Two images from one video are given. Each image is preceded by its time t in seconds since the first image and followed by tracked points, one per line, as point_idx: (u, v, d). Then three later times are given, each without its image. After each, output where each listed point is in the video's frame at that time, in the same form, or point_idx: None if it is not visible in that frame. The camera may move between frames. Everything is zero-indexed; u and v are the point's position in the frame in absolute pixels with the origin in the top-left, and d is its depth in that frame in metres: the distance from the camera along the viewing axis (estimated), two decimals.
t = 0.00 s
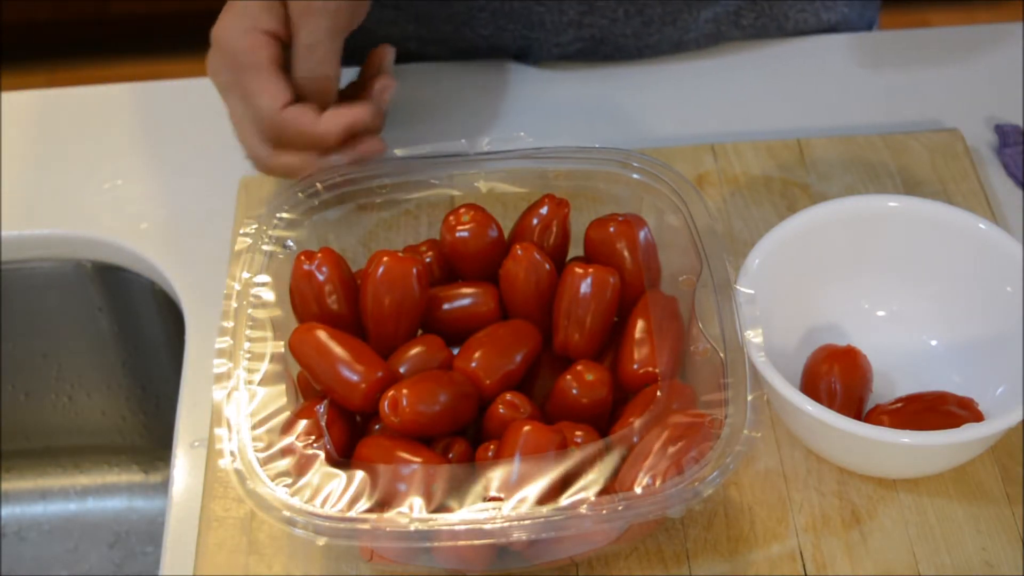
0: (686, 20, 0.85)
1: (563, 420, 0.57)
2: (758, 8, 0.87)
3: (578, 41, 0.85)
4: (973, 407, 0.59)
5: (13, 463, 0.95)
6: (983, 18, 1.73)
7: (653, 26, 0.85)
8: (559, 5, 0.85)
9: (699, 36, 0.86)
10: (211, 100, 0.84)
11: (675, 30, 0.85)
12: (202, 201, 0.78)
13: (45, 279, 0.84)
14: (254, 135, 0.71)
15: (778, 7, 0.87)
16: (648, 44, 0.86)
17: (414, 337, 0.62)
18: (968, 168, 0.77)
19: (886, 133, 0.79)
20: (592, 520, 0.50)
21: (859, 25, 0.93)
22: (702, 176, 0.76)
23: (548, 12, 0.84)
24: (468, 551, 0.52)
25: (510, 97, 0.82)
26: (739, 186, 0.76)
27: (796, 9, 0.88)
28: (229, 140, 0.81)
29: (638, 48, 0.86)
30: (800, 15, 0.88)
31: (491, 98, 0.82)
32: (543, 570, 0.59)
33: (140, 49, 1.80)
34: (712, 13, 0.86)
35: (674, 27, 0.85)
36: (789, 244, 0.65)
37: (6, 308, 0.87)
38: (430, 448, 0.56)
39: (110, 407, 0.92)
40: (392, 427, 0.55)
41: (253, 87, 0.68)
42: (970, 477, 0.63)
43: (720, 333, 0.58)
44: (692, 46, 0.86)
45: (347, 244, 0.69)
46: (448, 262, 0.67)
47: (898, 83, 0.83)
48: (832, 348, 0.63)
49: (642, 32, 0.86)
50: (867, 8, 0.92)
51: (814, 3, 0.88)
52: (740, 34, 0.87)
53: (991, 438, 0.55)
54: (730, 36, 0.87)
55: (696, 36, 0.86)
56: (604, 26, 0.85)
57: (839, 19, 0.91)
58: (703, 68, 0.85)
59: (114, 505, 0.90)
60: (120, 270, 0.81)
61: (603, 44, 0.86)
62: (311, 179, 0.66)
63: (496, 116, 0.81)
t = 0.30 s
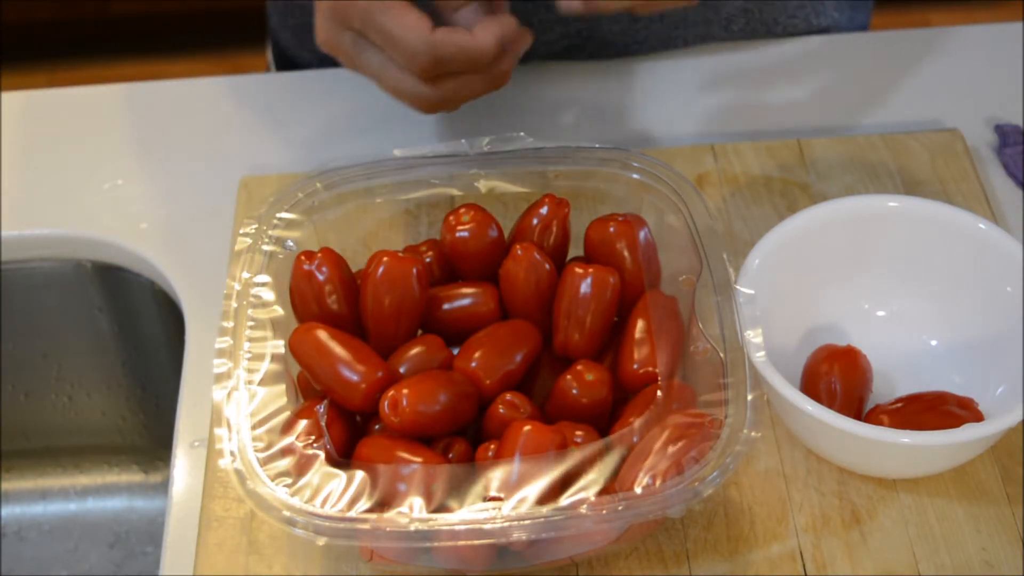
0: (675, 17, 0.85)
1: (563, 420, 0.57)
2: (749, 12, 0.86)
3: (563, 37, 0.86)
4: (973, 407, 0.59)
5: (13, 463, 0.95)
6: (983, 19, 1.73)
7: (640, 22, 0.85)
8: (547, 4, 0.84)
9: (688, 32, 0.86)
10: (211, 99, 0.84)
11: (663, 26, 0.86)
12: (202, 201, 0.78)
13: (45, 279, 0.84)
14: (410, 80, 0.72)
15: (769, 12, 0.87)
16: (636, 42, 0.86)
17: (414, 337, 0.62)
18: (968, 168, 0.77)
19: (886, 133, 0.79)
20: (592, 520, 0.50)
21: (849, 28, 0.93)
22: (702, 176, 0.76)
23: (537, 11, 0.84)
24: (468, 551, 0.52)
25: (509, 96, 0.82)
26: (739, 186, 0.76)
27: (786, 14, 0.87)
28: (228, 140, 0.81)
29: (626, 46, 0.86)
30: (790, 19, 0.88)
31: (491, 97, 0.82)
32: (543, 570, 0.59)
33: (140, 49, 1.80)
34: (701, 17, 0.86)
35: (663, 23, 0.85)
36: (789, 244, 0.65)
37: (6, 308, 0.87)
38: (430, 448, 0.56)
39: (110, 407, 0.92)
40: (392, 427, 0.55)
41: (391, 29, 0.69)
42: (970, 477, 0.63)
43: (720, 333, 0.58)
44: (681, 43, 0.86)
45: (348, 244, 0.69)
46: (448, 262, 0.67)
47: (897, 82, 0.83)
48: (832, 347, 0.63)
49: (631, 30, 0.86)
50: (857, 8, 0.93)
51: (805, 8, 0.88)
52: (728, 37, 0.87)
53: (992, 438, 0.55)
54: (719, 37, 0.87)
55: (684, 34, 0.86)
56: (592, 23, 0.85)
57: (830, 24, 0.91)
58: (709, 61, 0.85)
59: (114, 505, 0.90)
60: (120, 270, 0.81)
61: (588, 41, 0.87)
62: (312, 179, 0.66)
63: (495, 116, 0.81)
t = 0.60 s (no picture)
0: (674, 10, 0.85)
1: (563, 420, 0.57)
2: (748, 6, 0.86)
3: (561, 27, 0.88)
4: (973, 407, 0.59)
5: (12, 463, 0.95)
6: (982, 19, 1.73)
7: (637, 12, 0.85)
8: None
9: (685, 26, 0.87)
10: (211, 99, 0.84)
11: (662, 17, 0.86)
12: (202, 201, 0.78)
13: (45, 279, 0.84)
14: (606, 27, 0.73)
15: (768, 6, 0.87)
16: (636, 34, 0.87)
17: (414, 337, 0.62)
18: (968, 168, 0.77)
19: (886, 133, 0.79)
20: (592, 520, 0.50)
21: (849, 28, 0.92)
22: (702, 176, 0.76)
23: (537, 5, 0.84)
24: (468, 551, 0.52)
25: (509, 96, 0.82)
26: (739, 186, 0.76)
27: (785, 7, 0.87)
28: (229, 139, 0.81)
29: (625, 39, 0.87)
30: (788, 14, 0.88)
31: (491, 97, 0.82)
32: (542, 570, 0.59)
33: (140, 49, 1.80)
34: (700, 12, 0.86)
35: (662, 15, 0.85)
36: (789, 244, 0.65)
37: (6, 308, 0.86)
38: (430, 448, 0.56)
39: (110, 407, 0.92)
40: (392, 427, 0.55)
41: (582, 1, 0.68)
42: (970, 477, 0.63)
43: (720, 333, 0.58)
44: (680, 36, 0.88)
45: (347, 244, 0.69)
46: (448, 262, 0.67)
47: (896, 82, 0.83)
48: (832, 347, 0.63)
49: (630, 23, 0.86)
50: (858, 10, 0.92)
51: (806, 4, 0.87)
52: (728, 29, 0.88)
53: (991, 438, 0.55)
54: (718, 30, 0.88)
55: (682, 26, 0.87)
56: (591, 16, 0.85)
57: (830, 22, 0.90)
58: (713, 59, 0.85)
59: (114, 505, 0.90)
60: (120, 270, 0.81)
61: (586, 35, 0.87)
62: (313, 179, 0.66)
63: (495, 116, 0.81)
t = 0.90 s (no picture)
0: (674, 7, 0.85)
1: (563, 420, 0.57)
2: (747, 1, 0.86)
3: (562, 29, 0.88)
4: (973, 407, 0.59)
5: (13, 463, 0.95)
6: (981, 19, 1.73)
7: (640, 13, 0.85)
8: None
9: (685, 22, 0.87)
10: (210, 99, 0.84)
11: (662, 17, 0.86)
12: (203, 201, 0.78)
13: (45, 279, 0.84)
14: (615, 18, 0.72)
15: (767, 1, 0.86)
16: (636, 34, 0.87)
17: (414, 337, 0.62)
18: (968, 168, 0.77)
19: (886, 133, 0.79)
20: (592, 520, 0.50)
21: (850, 25, 0.92)
22: (702, 176, 0.76)
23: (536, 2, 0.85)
24: (468, 551, 0.52)
25: (510, 96, 0.82)
26: (739, 186, 0.76)
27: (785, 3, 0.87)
28: (229, 139, 0.81)
29: (626, 38, 0.87)
30: (788, 10, 0.87)
31: (491, 97, 0.82)
32: (542, 570, 0.59)
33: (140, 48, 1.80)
34: (699, 6, 0.86)
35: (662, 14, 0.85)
36: (789, 244, 0.65)
37: (6, 308, 0.86)
38: (430, 448, 0.56)
39: (110, 407, 0.92)
40: (392, 427, 0.55)
41: None
42: (970, 477, 0.63)
43: (720, 333, 0.58)
44: (679, 31, 0.88)
45: (347, 244, 0.69)
46: (448, 262, 0.67)
47: (896, 82, 0.83)
48: (832, 348, 0.63)
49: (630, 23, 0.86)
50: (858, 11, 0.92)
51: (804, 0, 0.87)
52: (726, 25, 0.88)
53: (992, 438, 0.55)
54: (716, 24, 0.88)
55: (682, 23, 0.87)
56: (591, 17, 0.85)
57: (829, 19, 0.90)
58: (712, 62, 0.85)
59: (114, 505, 0.90)
60: (120, 270, 0.81)
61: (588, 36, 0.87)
62: (313, 179, 0.66)
63: (495, 116, 0.81)
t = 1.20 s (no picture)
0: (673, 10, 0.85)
1: (563, 420, 0.57)
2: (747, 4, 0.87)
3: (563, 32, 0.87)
4: (973, 407, 0.59)
5: (13, 463, 0.95)
6: (982, 19, 1.73)
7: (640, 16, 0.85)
8: None
9: (686, 25, 0.86)
10: (211, 99, 0.84)
11: (662, 19, 0.85)
12: (203, 201, 0.78)
13: (45, 279, 0.84)
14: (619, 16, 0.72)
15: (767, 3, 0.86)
16: (636, 36, 0.86)
17: (414, 337, 0.62)
18: (968, 168, 0.77)
19: (886, 133, 0.79)
20: (592, 520, 0.50)
21: (852, 28, 0.92)
22: (702, 176, 0.76)
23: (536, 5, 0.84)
24: (468, 551, 0.52)
25: (510, 97, 0.82)
26: (739, 186, 0.76)
27: (785, 7, 0.88)
28: (229, 139, 0.81)
29: (626, 39, 0.87)
30: (789, 13, 0.88)
31: (491, 97, 0.82)
32: (542, 570, 0.59)
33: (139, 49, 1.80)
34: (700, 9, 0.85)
35: (662, 17, 0.85)
36: (789, 244, 0.65)
37: (6, 308, 0.86)
38: (430, 448, 0.56)
39: (110, 407, 0.92)
40: (392, 427, 0.55)
41: None
42: (970, 477, 0.63)
43: (720, 333, 0.58)
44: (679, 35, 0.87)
45: (347, 244, 0.69)
46: (448, 262, 0.67)
47: (896, 82, 0.83)
48: (832, 348, 0.63)
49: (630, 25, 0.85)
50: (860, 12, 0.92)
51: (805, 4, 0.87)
52: (727, 28, 0.88)
53: (992, 438, 0.55)
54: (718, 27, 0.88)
55: (682, 26, 0.86)
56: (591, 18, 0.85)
57: (830, 22, 0.90)
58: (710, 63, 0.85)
59: (114, 505, 0.91)
60: (120, 270, 0.81)
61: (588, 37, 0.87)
62: (313, 179, 0.66)
63: (495, 116, 0.81)
